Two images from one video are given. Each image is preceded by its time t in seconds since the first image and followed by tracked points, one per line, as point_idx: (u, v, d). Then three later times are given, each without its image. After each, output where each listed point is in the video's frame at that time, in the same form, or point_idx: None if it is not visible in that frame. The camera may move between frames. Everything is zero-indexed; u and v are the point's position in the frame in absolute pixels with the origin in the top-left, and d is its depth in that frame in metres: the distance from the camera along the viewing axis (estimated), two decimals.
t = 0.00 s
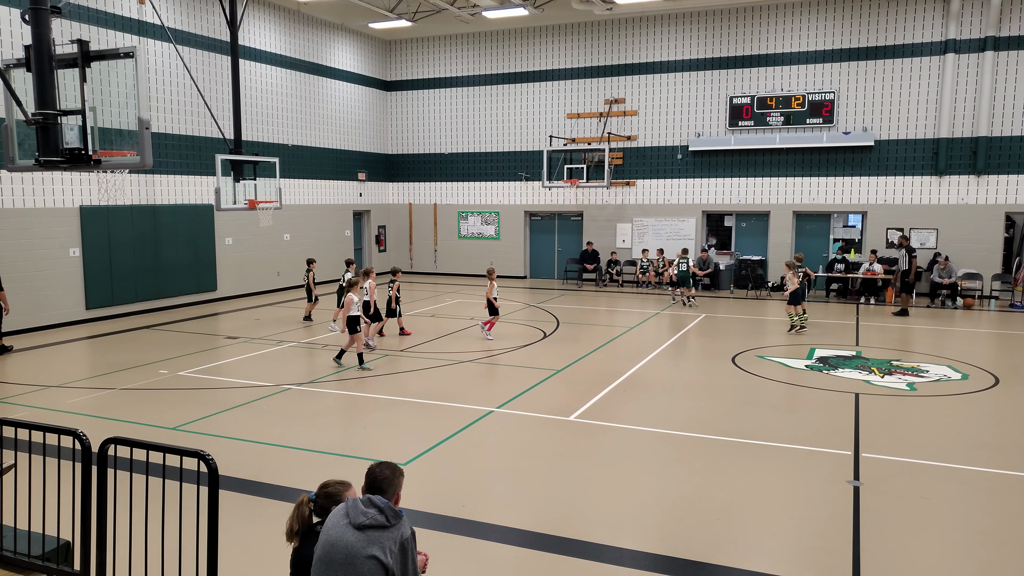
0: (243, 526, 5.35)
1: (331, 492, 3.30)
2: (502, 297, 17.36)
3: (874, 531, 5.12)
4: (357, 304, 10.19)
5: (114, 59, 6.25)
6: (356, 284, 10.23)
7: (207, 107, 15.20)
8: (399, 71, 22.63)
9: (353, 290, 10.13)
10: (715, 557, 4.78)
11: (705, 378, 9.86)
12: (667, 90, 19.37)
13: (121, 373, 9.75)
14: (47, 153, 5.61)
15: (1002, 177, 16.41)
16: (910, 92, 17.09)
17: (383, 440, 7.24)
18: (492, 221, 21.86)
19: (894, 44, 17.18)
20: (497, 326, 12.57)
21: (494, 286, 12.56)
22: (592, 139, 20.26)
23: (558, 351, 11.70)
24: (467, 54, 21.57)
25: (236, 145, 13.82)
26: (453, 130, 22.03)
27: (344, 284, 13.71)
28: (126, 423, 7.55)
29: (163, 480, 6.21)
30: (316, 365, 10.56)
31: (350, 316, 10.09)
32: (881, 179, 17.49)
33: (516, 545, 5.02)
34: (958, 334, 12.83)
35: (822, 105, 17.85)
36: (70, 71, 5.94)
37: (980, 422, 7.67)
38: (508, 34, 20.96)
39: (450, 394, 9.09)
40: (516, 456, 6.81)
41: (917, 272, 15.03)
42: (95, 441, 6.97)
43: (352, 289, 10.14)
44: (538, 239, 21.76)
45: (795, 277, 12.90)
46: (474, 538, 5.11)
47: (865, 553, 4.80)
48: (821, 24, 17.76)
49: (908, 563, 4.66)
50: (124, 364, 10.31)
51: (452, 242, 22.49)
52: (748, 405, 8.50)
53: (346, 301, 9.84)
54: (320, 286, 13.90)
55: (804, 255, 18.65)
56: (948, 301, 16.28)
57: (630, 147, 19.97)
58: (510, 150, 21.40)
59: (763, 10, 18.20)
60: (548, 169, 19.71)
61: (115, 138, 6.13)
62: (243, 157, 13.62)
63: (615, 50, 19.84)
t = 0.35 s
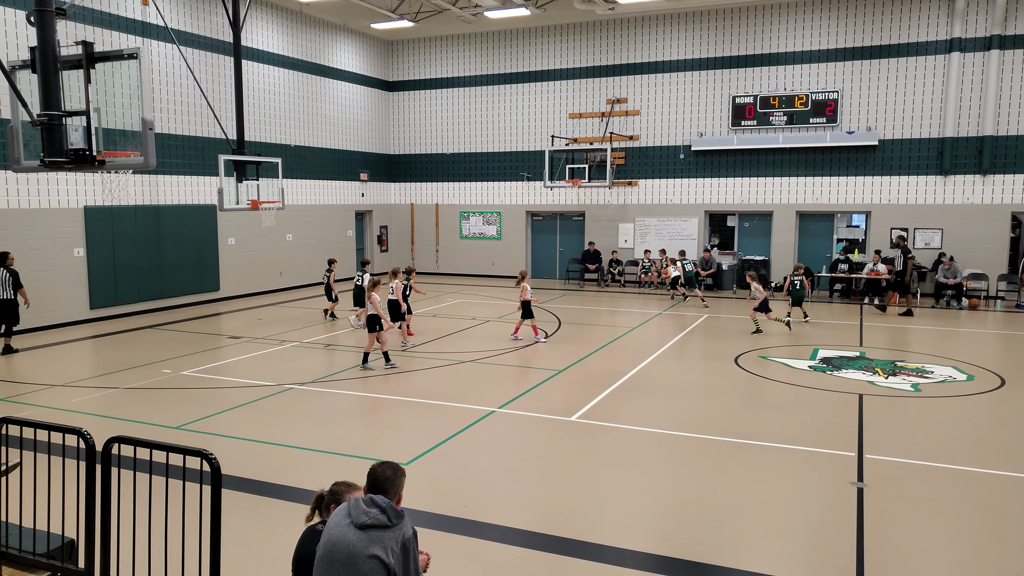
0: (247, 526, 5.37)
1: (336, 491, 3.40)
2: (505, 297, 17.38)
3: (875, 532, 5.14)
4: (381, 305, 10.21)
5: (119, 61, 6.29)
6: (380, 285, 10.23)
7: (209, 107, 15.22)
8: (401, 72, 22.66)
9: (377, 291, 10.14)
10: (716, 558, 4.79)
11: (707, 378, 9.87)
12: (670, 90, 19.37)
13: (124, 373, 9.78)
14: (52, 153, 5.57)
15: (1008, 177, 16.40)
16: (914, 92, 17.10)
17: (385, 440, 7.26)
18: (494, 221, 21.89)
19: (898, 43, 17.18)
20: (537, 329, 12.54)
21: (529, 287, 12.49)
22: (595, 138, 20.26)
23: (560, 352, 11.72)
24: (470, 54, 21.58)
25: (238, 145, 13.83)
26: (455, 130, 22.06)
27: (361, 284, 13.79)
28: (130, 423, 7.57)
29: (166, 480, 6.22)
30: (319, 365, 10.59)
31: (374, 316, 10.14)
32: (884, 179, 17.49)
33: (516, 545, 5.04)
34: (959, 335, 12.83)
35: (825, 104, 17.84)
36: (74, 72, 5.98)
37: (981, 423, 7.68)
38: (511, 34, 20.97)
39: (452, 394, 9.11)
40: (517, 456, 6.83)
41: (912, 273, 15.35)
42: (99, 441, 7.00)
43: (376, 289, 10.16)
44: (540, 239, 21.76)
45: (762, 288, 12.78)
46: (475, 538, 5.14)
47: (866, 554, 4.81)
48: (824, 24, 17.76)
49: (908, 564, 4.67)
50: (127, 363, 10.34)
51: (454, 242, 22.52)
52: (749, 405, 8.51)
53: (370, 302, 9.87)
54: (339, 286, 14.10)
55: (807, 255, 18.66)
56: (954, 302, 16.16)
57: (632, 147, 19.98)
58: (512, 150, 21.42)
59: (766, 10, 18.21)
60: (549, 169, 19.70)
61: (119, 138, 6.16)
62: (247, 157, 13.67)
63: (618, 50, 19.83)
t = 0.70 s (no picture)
0: (278, 523, 5.45)
1: (370, 490, 3.43)
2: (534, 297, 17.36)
3: (916, 540, 4.99)
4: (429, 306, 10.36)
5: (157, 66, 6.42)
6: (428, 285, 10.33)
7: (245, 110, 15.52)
8: (432, 73, 22.80)
9: (426, 291, 10.24)
10: (750, 563, 4.71)
11: (740, 381, 9.71)
12: (704, 89, 19.15)
13: (162, 371, 10.01)
14: (95, 157, 5.71)
15: None
16: (958, 87, 16.64)
17: (416, 440, 7.30)
18: (525, 221, 21.88)
19: (941, 37, 16.74)
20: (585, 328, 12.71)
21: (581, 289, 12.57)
22: (627, 138, 20.11)
23: (591, 353, 11.65)
24: (501, 55, 21.62)
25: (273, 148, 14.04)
26: (486, 130, 22.11)
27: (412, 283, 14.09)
28: (168, 421, 7.73)
29: (202, 476, 6.34)
30: (350, 364, 10.70)
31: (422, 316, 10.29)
32: (926, 177, 17.04)
33: (547, 546, 5.02)
34: (1004, 338, 12.41)
35: (864, 101, 17.45)
36: (115, 78, 6.11)
37: None
38: (542, 34, 20.96)
39: (482, 394, 9.12)
40: (547, 458, 6.80)
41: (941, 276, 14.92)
42: (138, 438, 7.16)
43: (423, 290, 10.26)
44: (572, 239, 21.68)
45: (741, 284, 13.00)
46: (505, 538, 5.13)
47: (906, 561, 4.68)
48: (863, 19, 17.40)
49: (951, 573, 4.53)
50: (166, 362, 10.58)
51: (485, 243, 22.56)
52: (784, 408, 8.36)
53: (419, 303, 10.00)
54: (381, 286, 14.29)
55: (845, 255, 18.27)
56: (1000, 304, 15.71)
57: (665, 146, 19.78)
58: (544, 150, 21.39)
59: (803, 6, 17.90)
60: (581, 169, 19.60)
61: (157, 140, 6.37)
62: (282, 159, 13.87)
63: (651, 49, 19.67)
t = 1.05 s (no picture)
0: (301, 521, 5.46)
1: (391, 490, 3.41)
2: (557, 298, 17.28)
3: (949, 545, 4.84)
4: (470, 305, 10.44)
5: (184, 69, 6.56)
6: (470, 284, 10.38)
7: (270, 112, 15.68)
8: (456, 74, 22.86)
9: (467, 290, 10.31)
10: (778, 566, 4.61)
11: (766, 382, 9.56)
12: (728, 88, 18.93)
13: (190, 370, 10.13)
14: (123, 158, 5.77)
15: None
16: (990, 84, 16.24)
17: (438, 440, 7.29)
18: (548, 222, 21.82)
19: (972, 34, 16.35)
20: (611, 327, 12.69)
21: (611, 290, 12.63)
22: (651, 137, 19.92)
23: (614, 354, 11.55)
24: (524, 56, 21.61)
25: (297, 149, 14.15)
26: (509, 131, 22.10)
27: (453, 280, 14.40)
28: (194, 419, 7.82)
29: (225, 475, 6.39)
30: (373, 364, 10.73)
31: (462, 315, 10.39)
32: (958, 176, 16.64)
33: (569, 547, 4.97)
34: None
35: (893, 100, 17.08)
36: (143, 80, 6.28)
37: None
38: (565, 34, 20.89)
39: (504, 395, 9.08)
40: (570, 458, 6.75)
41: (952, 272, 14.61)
42: (163, 437, 7.24)
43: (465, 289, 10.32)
44: (595, 240, 21.56)
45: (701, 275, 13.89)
46: (528, 539, 5.09)
47: (940, 567, 4.55)
48: (891, 16, 17.07)
49: None
50: (193, 361, 10.71)
51: (508, 243, 22.54)
52: (812, 410, 8.19)
53: (462, 303, 10.08)
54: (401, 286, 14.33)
55: (873, 256, 17.90)
56: None
57: (690, 145, 19.57)
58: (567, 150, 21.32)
59: (830, 3, 17.62)
60: (604, 168, 19.48)
61: (183, 142, 6.34)
62: (306, 160, 13.94)
63: (674, 48, 19.50)
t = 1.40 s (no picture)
0: (328, 520, 5.50)
1: (415, 490, 3.40)
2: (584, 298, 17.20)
3: (988, 553, 4.69)
4: (508, 303, 10.70)
5: (214, 70, 6.50)
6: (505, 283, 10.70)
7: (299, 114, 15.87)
8: (483, 74, 22.89)
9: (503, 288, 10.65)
10: (808, 571, 4.52)
11: (797, 385, 9.39)
12: (757, 87, 18.68)
13: (220, 369, 10.29)
14: (154, 160, 6.08)
15: None
16: None
17: (463, 441, 7.29)
18: (574, 222, 21.73)
19: (1011, 29, 15.91)
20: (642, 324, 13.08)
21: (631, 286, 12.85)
22: (679, 137, 19.71)
23: (641, 355, 11.46)
24: (551, 55, 21.55)
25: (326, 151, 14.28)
26: (536, 130, 22.07)
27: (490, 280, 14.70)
28: (224, 418, 7.93)
29: (254, 473, 6.46)
30: (399, 364, 10.79)
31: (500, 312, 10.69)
32: (996, 175, 16.20)
33: (594, 549, 4.92)
34: None
35: (928, 97, 16.70)
36: (174, 82, 6.42)
37: None
38: (592, 33, 20.79)
39: (530, 395, 9.06)
40: (598, 460, 6.69)
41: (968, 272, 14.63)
42: (194, 434, 7.36)
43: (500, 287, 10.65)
44: (622, 240, 21.42)
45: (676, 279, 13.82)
46: (554, 540, 5.06)
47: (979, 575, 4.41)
48: (926, 12, 16.69)
49: None
50: (223, 360, 10.87)
51: (534, 243, 22.50)
52: (844, 413, 8.03)
53: (500, 299, 10.36)
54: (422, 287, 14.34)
55: (907, 256, 17.52)
56: None
57: (719, 144, 19.34)
58: (594, 150, 21.21)
59: None
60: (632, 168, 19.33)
61: (213, 143, 6.35)
62: (334, 162, 14.02)
63: (703, 46, 19.29)
